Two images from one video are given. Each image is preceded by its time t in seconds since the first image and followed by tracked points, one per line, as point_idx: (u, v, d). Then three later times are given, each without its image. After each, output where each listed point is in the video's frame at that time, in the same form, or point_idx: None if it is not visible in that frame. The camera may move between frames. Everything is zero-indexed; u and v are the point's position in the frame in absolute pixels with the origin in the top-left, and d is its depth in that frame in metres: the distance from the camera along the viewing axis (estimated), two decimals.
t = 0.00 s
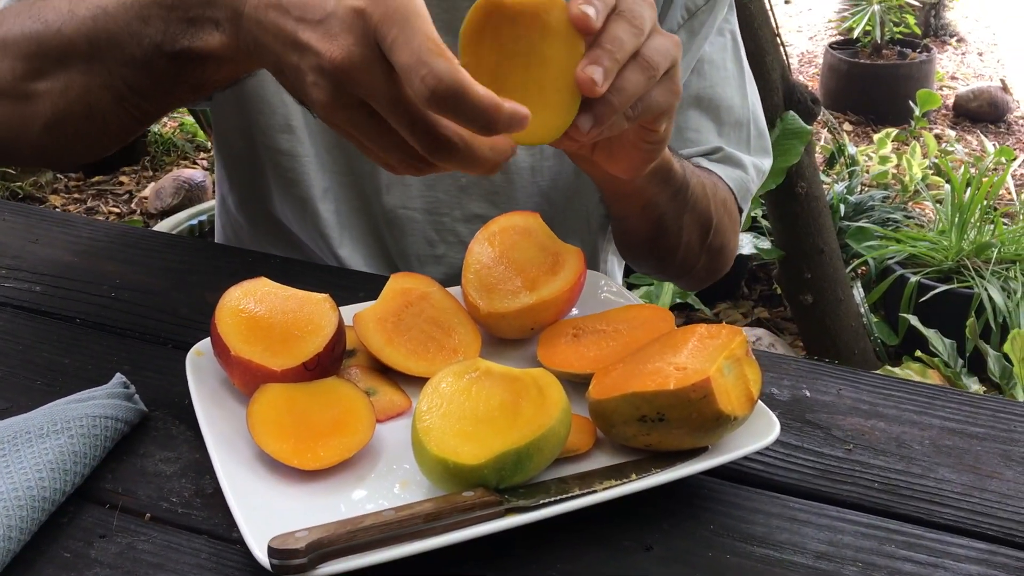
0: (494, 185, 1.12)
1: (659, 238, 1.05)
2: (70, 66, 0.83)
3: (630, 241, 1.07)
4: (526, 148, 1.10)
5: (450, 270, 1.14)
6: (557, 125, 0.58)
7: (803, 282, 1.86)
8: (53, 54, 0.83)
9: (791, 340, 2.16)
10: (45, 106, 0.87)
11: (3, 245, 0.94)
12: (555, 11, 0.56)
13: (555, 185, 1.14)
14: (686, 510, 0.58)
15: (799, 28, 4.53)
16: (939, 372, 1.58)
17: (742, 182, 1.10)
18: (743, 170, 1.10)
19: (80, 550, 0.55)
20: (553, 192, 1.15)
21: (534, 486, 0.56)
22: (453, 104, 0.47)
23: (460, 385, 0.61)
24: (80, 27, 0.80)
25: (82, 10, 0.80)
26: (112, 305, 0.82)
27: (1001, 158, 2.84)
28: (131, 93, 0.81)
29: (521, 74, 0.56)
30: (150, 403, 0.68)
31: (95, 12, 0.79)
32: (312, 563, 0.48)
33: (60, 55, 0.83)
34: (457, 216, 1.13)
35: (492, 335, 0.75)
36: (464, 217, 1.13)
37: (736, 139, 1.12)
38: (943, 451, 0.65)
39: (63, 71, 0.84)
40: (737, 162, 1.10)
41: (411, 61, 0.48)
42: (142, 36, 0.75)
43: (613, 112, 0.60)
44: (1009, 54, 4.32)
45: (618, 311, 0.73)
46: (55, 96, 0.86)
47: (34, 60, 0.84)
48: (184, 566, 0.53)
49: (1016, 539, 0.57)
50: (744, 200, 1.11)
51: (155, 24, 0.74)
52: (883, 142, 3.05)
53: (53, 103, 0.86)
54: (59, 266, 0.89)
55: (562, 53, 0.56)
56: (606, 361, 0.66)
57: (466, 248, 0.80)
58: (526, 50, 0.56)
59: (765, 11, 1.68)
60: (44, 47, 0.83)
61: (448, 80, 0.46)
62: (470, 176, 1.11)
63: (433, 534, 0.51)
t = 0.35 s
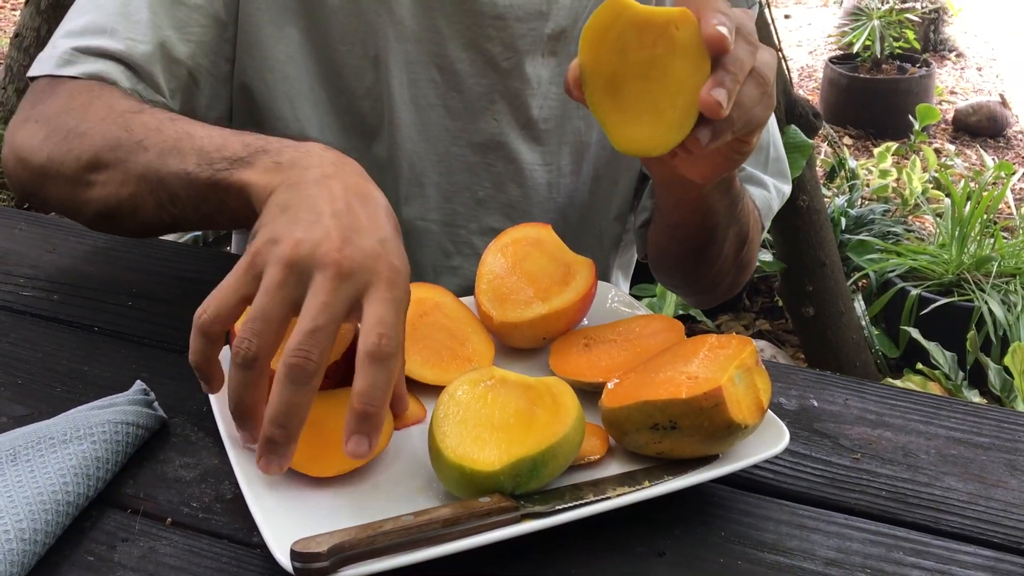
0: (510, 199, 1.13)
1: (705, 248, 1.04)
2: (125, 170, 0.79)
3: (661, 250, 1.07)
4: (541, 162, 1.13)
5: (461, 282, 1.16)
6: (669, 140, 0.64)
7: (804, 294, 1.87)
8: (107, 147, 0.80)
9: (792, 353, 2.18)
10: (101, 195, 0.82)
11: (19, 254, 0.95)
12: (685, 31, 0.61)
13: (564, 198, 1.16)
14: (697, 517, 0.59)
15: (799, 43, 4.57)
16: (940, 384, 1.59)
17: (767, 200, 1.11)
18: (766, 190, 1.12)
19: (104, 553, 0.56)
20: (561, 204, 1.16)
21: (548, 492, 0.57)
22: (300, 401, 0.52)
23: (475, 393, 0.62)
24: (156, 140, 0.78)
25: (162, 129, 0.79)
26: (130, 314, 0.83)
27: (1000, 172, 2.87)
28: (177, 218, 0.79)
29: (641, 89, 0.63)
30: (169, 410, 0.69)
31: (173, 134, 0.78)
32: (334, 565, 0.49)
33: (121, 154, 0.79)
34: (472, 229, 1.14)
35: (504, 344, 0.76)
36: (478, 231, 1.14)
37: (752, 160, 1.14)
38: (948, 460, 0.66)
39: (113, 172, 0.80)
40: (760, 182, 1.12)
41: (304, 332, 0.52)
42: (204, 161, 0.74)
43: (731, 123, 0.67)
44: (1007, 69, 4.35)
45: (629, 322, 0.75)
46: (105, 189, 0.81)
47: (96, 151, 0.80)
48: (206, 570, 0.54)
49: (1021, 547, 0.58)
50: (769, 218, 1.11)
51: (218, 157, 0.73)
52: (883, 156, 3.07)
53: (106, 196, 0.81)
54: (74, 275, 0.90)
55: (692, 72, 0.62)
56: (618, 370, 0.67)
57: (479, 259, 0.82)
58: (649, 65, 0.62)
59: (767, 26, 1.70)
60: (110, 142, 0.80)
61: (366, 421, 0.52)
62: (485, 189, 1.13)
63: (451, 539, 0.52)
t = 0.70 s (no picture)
0: (502, 207, 1.13)
1: (694, 248, 1.04)
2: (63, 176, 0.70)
3: (649, 256, 1.08)
4: (533, 170, 1.13)
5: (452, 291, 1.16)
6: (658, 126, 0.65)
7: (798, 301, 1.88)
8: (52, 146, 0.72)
9: (786, 359, 2.18)
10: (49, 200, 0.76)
11: (9, 266, 0.95)
12: (668, 19, 0.62)
13: (555, 206, 1.16)
14: (682, 526, 0.59)
15: (794, 50, 4.59)
16: (933, 391, 1.59)
17: (755, 206, 1.11)
18: (755, 195, 1.12)
19: (89, 566, 0.56)
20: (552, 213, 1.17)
21: (533, 502, 0.57)
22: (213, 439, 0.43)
23: (461, 404, 0.62)
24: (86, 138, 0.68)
25: (95, 123, 0.70)
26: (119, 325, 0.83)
27: (994, 178, 2.88)
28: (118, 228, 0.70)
29: (626, 81, 0.65)
30: (157, 422, 0.69)
31: (101, 128, 0.67)
32: None
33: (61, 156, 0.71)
34: (465, 237, 1.14)
35: (492, 355, 0.76)
36: (470, 239, 1.14)
37: (741, 165, 1.14)
38: (933, 469, 0.66)
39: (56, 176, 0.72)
40: (749, 187, 1.13)
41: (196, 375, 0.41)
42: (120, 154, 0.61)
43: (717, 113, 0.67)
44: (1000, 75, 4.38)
45: (616, 331, 0.75)
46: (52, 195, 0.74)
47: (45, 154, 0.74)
48: None
49: (1005, 555, 0.58)
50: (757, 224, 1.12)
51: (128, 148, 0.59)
52: (877, 163, 3.08)
53: (53, 203, 0.74)
54: (65, 287, 0.90)
55: (676, 57, 0.62)
56: (604, 380, 0.67)
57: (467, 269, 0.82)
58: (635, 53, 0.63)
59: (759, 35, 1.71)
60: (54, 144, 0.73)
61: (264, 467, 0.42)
62: (477, 197, 1.13)
63: (435, 550, 0.52)
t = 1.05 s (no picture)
0: (489, 208, 1.15)
1: (675, 238, 1.04)
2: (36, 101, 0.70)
3: (632, 244, 1.08)
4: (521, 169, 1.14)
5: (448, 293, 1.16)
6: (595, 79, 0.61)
7: (795, 301, 1.88)
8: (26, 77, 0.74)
9: (785, 360, 2.18)
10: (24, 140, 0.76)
11: (6, 272, 0.95)
12: None
13: (547, 207, 1.17)
14: (676, 527, 0.59)
15: (791, 51, 4.60)
16: (931, 390, 1.59)
17: (742, 200, 1.12)
18: (744, 189, 1.12)
19: (86, 571, 0.56)
20: (547, 215, 1.17)
21: (528, 504, 0.57)
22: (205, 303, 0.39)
23: (455, 407, 0.63)
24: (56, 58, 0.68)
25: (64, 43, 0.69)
26: (116, 331, 0.84)
27: (991, 178, 2.89)
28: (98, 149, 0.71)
29: (575, 20, 0.60)
30: (153, 427, 0.70)
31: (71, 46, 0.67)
32: None
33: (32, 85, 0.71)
34: (453, 238, 1.15)
35: (488, 358, 0.77)
36: (458, 241, 1.15)
37: (729, 162, 1.15)
38: (927, 468, 0.66)
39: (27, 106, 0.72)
40: (737, 181, 1.13)
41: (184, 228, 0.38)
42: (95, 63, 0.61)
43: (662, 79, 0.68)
44: (998, 74, 4.38)
45: (610, 333, 0.75)
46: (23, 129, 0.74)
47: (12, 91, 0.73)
48: None
49: (997, 553, 0.58)
50: (744, 217, 1.12)
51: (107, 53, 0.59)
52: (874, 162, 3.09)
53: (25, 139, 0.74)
54: (61, 293, 0.91)
55: (620, 0, 0.60)
56: (598, 382, 0.68)
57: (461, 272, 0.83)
58: None
59: (754, 36, 1.71)
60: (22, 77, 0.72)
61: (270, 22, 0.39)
62: (464, 199, 1.14)
63: (430, 552, 0.52)
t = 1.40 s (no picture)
0: (493, 219, 1.17)
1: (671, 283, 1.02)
2: (97, 203, 0.78)
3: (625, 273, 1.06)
4: (523, 182, 1.17)
5: (451, 300, 1.17)
6: (614, 274, 0.69)
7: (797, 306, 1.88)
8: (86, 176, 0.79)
9: (787, 364, 2.19)
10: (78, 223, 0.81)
11: (14, 282, 0.96)
12: (640, 177, 0.69)
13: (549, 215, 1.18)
14: (681, 531, 0.60)
15: (791, 55, 4.62)
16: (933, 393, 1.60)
17: (741, 229, 1.10)
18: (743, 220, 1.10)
19: None
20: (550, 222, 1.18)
21: (533, 509, 0.58)
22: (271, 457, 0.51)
23: (461, 414, 0.63)
24: (127, 174, 0.77)
25: (134, 160, 0.78)
26: (124, 339, 0.84)
27: (992, 181, 2.90)
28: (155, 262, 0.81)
29: (593, 222, 0.70)
30: (162, 434, 0.70)
31: (145, 168, 0.77)
32: None
33: (95, 185, 0.78)
34: (460, 248, 1.17)
35: (492, 364, 0.78)
36: (463, 251, 1.17)
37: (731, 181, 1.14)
38: (928, 472, 0.67)
39: (86, 202, 0.80)
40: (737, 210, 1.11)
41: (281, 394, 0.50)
42: (173, 197, 0.71)
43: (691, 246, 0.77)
44: (998, 78, 4.39)
45: (613, 340, 0.76)
46: (79, 216, 0.81)
47: (72, 179, 0.80)
48: None
49: (997, 556, 0.59)
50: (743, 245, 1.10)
51: (186, 195, 0.70)
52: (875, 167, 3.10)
53: (81, 226, 0.81)
54: (69, 302, 0.92)
55: (638, 219, 0.69)
56: (601, 388, 0.68)
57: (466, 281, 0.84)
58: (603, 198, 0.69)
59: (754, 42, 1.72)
60: (85, 171, 0.80)
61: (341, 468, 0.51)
62: (469, 210, 1.16)
63: (437, 557, 0.53)
